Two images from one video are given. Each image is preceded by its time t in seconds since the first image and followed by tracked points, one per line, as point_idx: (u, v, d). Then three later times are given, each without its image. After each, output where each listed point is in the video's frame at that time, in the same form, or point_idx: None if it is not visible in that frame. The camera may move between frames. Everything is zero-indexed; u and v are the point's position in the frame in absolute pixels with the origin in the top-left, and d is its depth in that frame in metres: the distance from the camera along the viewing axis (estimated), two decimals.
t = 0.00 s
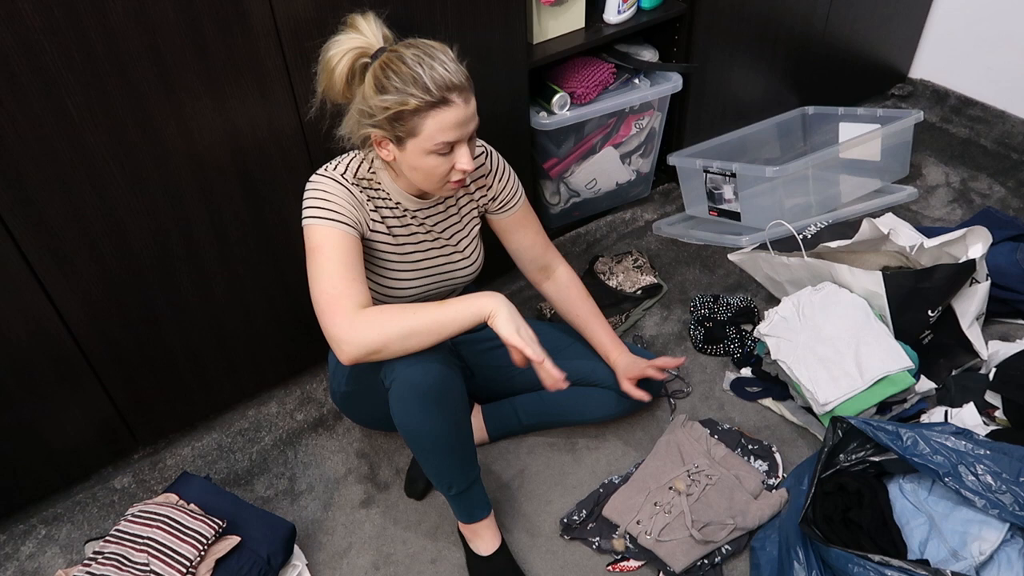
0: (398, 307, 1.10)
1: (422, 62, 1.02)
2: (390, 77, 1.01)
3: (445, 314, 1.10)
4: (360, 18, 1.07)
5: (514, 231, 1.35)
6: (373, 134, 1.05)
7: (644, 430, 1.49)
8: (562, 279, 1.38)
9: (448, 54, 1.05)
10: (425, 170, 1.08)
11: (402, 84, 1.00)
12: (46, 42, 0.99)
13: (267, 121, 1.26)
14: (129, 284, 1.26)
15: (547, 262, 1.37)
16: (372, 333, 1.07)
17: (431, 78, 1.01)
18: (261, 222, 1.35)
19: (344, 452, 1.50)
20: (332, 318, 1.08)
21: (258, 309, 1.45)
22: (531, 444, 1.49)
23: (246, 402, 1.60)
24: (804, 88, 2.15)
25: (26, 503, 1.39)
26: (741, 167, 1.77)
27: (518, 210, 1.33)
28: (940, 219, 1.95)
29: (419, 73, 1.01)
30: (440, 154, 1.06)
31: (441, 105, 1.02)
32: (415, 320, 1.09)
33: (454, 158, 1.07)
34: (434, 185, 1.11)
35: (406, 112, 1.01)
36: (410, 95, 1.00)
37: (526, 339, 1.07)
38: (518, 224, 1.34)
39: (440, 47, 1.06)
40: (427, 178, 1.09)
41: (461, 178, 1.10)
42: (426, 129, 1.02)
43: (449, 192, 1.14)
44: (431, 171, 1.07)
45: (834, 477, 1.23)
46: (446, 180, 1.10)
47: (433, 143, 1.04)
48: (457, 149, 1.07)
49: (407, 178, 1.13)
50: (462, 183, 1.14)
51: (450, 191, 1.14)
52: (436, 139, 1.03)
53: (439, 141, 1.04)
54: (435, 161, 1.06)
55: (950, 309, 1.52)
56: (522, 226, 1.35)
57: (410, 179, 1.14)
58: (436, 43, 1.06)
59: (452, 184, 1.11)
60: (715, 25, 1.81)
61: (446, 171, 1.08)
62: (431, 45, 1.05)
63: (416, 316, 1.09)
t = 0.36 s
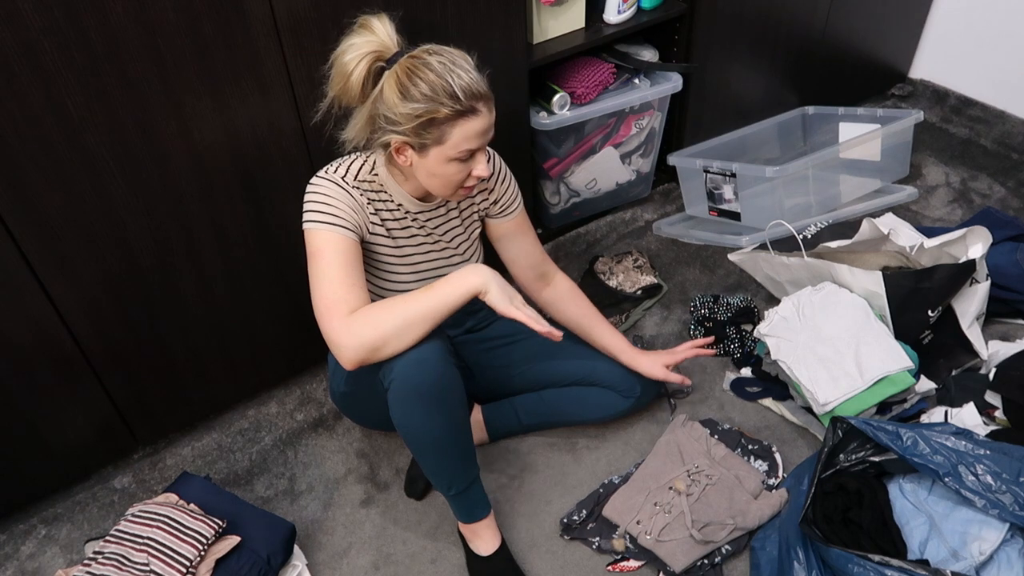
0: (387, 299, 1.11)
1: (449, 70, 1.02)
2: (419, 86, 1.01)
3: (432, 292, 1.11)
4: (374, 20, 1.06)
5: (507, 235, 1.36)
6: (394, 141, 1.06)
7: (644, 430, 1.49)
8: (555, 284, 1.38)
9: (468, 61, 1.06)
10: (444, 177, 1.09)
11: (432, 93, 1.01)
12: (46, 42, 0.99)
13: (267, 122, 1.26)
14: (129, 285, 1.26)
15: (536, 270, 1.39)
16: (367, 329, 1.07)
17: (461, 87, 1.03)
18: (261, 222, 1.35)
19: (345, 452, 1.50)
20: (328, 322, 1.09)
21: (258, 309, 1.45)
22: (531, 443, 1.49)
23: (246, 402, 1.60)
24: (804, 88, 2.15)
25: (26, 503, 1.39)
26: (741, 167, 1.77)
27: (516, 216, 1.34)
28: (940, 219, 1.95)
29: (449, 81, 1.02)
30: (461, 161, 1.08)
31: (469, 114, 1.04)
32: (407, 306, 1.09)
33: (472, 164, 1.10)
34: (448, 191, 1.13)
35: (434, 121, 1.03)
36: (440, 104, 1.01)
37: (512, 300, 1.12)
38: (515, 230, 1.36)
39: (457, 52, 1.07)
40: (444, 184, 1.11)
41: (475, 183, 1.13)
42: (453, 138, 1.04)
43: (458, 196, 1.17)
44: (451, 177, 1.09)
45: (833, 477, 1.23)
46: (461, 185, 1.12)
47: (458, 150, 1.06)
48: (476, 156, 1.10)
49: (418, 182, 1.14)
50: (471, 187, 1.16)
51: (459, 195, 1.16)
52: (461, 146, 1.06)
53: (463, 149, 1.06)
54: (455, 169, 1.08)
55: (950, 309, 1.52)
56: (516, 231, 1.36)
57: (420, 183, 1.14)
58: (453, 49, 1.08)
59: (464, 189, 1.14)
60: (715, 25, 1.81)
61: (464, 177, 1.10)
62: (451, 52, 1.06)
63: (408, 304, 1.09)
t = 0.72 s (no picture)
0: (422, 301, 1.12)
1: (452, 57, 1.03)
2: (423, 73, 1.01)
3: (481, 320, 1.15)
4: (371, 16, 1.06)
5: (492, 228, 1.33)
6: (400, 131, 1.05)
7: (645, 430, 1.49)
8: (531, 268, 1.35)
9: (466, 51, 1.07)
10: (451, 166, 1.09)
11: (438, 79, 1.01)
12: (45, 42, 0.99)
13: (268, 122, 1.26)
14: (129, 285, 1.26)
15: (525, 270, 1.33)
16: (404, 326, 1.08)
17: (465, 73, 1.03)
18: (261, 222, 1.35)
19: (345, 452, 1.50)
20: (362, 307, 1.07)
21: (258, 309, 1.45)
22: (531, 443, 1.49)
23: (246, 402, 1.60)
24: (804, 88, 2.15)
25: (26, 503, 1.39)
26: (741, 167, 1.77)
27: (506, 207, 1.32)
28: (940, 219, 1.95)
29: (454, 68, 1.02)
30: (467, 149, 1.08)
31: (475, 100, 1.04)
32: (452, 322, 1.12)
33: (477, 152, 1.10)
34: (453, 182, 1.12)
35: (441, 107, 1.03)
36: (447, 90, 1.02)
37: (541, 352, 1.22)
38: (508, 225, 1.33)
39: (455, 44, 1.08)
40: (450, 174, 1.10)
41: (479, 172, 1.14)
42: (460, 124, 1.05)
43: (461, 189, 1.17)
44: (457, 166, 1.09)
45: (834, 477, 1.23)
46: (466, 175, 1.12)
47: (465, 136, 1.06)
48: (480, 144, 1.10)
49: (422, 176, 1.14)
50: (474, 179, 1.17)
51: (463, 188, 1.16)
52: (468, 133, 1.06)
53: (470, 136, 1.07)
54: (462, 157, 1.09)
55: (950, 308, 1.52)
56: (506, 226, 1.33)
57: (423, 177, 1.14)
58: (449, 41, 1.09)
59: (469, 180, 1.14)
60: (715, 25, 1.81)
61: (469, 165, 1.11)
62: (450, 43, 1.07)
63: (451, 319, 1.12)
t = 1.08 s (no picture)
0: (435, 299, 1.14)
1: (460, 56, 1.04)
2: (433, 69, 1.01)
3: (493, 320, 1.17)
4: (377, 15, 1.06)
5: (470, 218, 1.25)
6: (407, 127, 1.04)
7: (645, 430, 1.49)
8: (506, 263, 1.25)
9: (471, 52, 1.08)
10: (455, 164, 1.09)
11: (448, 76, 1.01)
12: (45, 42, 1.00)
13: (268, 122, 1.26)
14: (129, 285, 1.26)
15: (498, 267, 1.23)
16: (424, 321, 1.09)
17: (473, 73, 1.04)
18: (261, 222, 1.35)
19: (345, 452, 1.50)
20: (377, 300, 1.07)
21: (257, 309, 1.45)
22: (531, 443, 1.49)
23: (246, 402, 1.60)
24: (804, 88, 2.15)
25: (26, 503, 1.39)
26: (741, 167, 1.77)
27: (489, 196, 1.24)
28: (940, 219, 1.95)
29: (463, 66, 1.03)
30: (471, 148, 1.09)
31: (483, 99, 1.05)
32: (471, 320, 1.14)
33: (480, 152, 1.11)
34: (454, 182, 1.13)
35: (450, 104, 1.03)
36: (456, 88, 1.02)
37: (546, 355, 1.25)
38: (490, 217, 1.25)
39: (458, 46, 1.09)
40: (453, 173, 1.10)
41: (480, 173, 1.14)
42: (467, 122, 1.05)
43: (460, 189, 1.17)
44: (461, 165, 1.09)
45: (834, 477, 1.23)
46: (468, 175, 1.13)
47: (471, 135, 1.07)
48: (483, 144, 1.11)
49: (422, 175, 1.14)
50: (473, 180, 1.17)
51: (462, 188, 1.16)
52: (474, 132, 1.07)
53: (475, 134, 1.07)
54: (466, 155, 1.09)
55: (950, 308, 1.52)
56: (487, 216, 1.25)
57: (424, 177, 1.14)
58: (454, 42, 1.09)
59: (469, 180, 1.14)
60: (715, 25, 1.81)
61: (472, 165, 1.11)
62: (456, 43, 1.08)
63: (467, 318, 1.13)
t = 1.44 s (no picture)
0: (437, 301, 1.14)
1: (451, 58, 1.04)
2: (425, 74, 1.01)
3: (495, 318, 1.17)
4: (363, 20, 1.05)
5: (480, 222, 1.26)
6: (403, 134, 1.04)
7: (645, 430, 1.49)
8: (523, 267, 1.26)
9: (461, 52, 1.08)
10: (452, 168, 1.09)
11: (440, 80, 1.01)
12: (45, 42, 0.99)
13: (268, 122, 1.26)
14: (129, 285, 1.26)
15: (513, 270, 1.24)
16: (425, 323, 1.09)
17: (465, 75, 1.04)
18: (261, 222, 1.35)
19: (345, 452, 1.50)
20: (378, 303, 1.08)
21: (257, 308, 1.45)
22: (531, 444, 1.49)
23: (246, 402, 1.60)
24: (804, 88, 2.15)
25: (26, 503, 1.39)
26: (741, 167, 1.77)
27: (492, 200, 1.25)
28: (940, 219, 1.95)
29: (455, 69, 1.03)
30: (467, 150, 1.09)
31: (476, 101, 1.05)
32: (472, 319, 1.14)
33: (476, 153, 1.11)
34: (453, 184, 1.13)
35: (444, 108, 1.03)
36: (450, 91, 1.02)
37: (553, 350, 1.25)
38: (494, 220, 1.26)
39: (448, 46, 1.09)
40: (450, 176, 1.11)
41: (477, 173, 1.15)
42: (462, 125, 1.05)
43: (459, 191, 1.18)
44: (459, 167, 1.10)
45: (834, 477, 1.23)
46: (466, 176, 1.13)
47: (467, 137, 1.07)
48: (479, 145, 1.11)
49: (419, 179, 1.14)
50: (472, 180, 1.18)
51: (460, 190, 1.17)
52: (469, 134, 1.07)
53: (471, 136, 1.07)
54: (463, 157, 1.09)
55: (950, 308, 1.52)
56: (494, 219, 1.26)
57: (422, 180, 1.14)
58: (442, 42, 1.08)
59: (468, 181, 1.15)
60: (715, 25, 1.81)
61: (470, 166, 1.12)
62: (445, 44, 1.07)
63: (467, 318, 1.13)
